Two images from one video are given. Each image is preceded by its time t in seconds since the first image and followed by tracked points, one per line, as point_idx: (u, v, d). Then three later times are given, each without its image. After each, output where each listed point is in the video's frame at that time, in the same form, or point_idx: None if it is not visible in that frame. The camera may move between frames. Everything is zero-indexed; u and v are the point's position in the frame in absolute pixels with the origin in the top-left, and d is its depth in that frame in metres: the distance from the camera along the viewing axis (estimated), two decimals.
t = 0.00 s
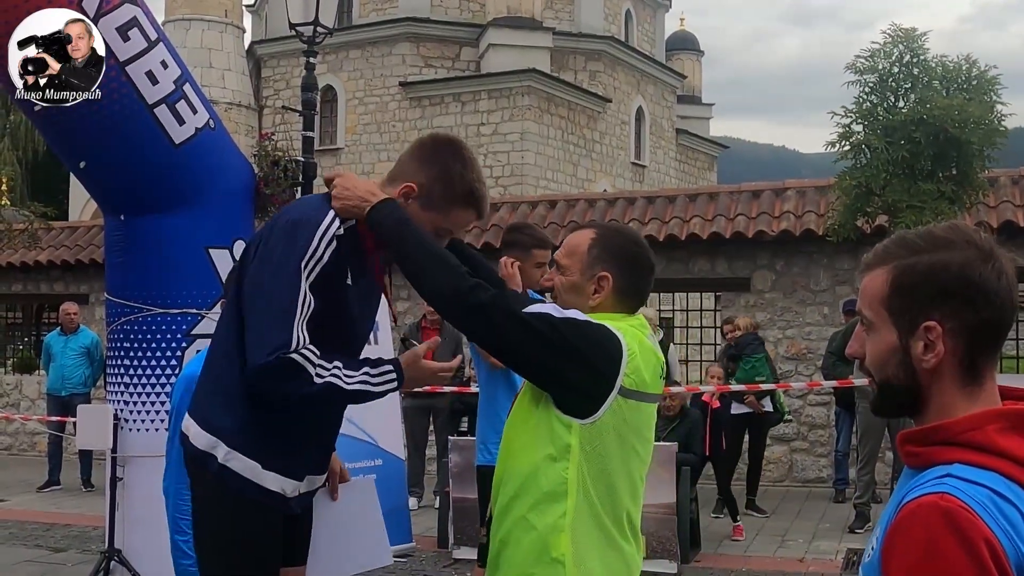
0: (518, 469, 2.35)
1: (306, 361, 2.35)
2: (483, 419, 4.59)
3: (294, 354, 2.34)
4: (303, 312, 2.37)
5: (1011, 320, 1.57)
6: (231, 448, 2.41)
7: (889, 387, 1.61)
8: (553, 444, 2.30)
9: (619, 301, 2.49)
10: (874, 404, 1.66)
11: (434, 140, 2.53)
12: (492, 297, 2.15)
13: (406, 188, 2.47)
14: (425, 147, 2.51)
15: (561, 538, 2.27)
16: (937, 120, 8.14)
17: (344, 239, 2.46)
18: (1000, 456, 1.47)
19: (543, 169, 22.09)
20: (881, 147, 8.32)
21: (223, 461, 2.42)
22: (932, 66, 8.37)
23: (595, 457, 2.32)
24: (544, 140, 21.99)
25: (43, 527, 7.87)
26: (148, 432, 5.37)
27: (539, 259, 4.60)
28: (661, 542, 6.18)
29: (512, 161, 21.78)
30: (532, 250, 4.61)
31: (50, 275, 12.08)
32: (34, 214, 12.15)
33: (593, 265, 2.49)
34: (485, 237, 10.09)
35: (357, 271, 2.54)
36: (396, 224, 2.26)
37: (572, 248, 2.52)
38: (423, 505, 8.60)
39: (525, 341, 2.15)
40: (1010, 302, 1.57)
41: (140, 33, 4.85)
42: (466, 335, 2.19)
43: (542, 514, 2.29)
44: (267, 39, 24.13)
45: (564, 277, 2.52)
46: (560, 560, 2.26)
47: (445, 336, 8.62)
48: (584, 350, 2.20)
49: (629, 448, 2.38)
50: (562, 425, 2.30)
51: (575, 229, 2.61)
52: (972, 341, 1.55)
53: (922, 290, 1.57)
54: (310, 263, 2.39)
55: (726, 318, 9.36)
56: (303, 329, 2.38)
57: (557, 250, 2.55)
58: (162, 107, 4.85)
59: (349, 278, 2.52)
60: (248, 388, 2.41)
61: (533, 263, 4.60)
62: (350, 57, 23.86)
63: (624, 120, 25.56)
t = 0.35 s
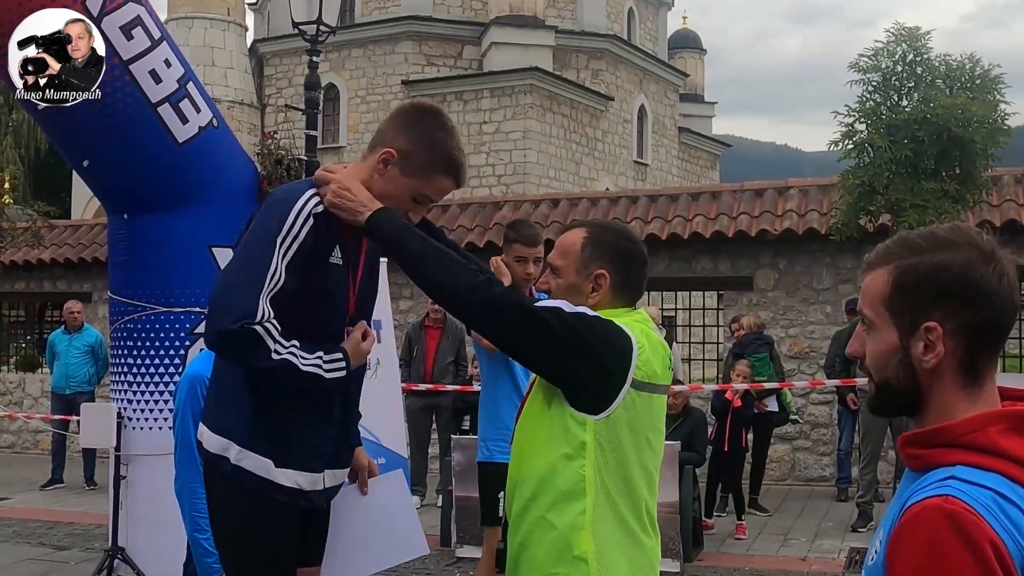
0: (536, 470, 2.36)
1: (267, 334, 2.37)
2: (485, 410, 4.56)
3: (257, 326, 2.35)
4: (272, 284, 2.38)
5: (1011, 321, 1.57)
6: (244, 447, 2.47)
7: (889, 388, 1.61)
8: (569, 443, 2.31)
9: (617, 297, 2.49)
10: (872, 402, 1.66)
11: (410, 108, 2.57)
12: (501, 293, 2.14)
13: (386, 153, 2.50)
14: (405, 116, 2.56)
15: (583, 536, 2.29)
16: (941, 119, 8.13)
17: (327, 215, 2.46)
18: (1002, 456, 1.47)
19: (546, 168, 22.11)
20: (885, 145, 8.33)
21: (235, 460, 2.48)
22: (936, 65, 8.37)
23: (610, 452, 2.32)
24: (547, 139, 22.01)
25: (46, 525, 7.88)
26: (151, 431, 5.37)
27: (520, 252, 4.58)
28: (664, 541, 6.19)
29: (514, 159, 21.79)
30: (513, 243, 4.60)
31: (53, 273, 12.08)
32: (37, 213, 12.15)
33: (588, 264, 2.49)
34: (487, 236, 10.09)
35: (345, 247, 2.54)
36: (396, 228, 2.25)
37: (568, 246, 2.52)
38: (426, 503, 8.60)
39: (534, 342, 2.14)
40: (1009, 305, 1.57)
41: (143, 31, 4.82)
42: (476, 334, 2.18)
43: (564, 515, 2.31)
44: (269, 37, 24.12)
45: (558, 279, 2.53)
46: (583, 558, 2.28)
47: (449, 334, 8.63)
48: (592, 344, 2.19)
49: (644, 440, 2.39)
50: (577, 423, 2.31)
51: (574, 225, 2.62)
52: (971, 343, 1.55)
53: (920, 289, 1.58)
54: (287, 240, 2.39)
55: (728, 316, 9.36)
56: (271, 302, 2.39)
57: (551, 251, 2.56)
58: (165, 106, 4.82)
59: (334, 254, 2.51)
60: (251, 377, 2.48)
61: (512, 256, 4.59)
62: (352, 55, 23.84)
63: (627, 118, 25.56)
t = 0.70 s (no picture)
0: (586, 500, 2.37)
1: (229, 311, 2.48)
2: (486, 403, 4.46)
3: (217, 304, 2.47)
4: (232, 263, 2.52)
5: (1004, 320, 1.57)
6: (218, 437, 2.54)
7: (881, 384, 1.62)
8: (620, 465, 2.32)
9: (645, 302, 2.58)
10: (866, 397, 1.66)
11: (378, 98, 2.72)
12: (552, 396, 2.25)
13: (351, 142, 2.67)
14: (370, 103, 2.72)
15: (641, 551, 2.30)
16: (942, 118, 8.13)
17: (284, 200, 2.64)
18: (995, 455, 1.48)
19: (546, 166, 22.11)
20: (886, 144, 8.32)
21: (212, 449, 2.56)
22: (937, 64, 8.37)
23: (658, 467, 2.35)
24: (547, 137, 22.01)
25: (47, 523, 7.89)
26: (154, 428, 5.39)
27: (516, 246, 4.57)
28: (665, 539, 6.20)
29: (515, 158, 21.79)
30: (508, 236, 4.60)
31: (55, 271, 12.10)
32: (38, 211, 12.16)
33: (624, 269, 2.52)
34: (488, 234, 10.10)
35: (313, 233, 2.68)
36: (445, 344, 2.29)
37: (596, 252, 2.51)
38: (427, 501, 8.61)
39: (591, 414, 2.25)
40: (1002, 305, 1.56)
41: (145, 29, 4.81)
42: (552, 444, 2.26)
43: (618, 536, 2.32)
44: (271, 35, 24.12)
45: (594, 286, 2.50)
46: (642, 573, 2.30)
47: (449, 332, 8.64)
48: (641, 382, 2.28)
49: (683, 449, 2.44)
50: (627, 445, 2.32)
51: (575, 230, 2.61)
52: (965, 339, 1.54)
53: (915, 284, 1.57)
54: (248, 219, 2.55)
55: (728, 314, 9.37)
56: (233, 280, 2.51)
57: (582, 259, 2.52)
58: (167, 104, 4.83)
59: (301, 239, 2.65)
60: (223, 364, 2.59)
61: (508, 250, 4.60)
62: (353, 54, 23.82)
63: (628, 117, 25.54)
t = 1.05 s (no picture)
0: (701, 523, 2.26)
1: (203, 302, 2.51)
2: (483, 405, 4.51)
3: (190, 295, 2.51)
4: (204, 255, 2.56)
5: (996, 312, 1.57)
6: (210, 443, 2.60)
7: (867, 375, 1.62)
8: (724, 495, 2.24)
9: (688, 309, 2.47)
10: (854, 389, 1.66)
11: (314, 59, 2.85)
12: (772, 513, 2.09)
13: (302, 111, 2.77)
14: (306, 72, 2.81)
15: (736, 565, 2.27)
16: (944, 114, 8.16)
17: (255, 187, 2.68)
18: (984, 451, 1.46)
19: (548, 162, 22.10)
20: (888, 140, 8.33)
21: (206, 456, 2.62)
22: (940, 59, 8.40)
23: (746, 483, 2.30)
24: (549, 133, 21.99)
25: (49, 518, 7.89)
26: (154, 424, 5.38)
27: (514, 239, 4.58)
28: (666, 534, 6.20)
29: (517, 154, 21.77)
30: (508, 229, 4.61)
31: (56, 267, 12.10)
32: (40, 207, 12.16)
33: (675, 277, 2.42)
34: (489, 230, 10.10)
35: (289, 218, 2.73)
36: None
37: (659, 269, 2.36)
38: (428, 496, 8.62)
39: (780, 506, 2.10)
40: (991, 303, 1.56)
41: (146, 24, 4.79)
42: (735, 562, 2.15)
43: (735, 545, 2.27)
44: (272, 31, 24.09)
45: (657, 303, 2.35)
46: None
47: (450, 328, 8.64)
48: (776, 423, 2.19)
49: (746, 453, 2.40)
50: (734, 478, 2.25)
51: (618, 240, 2.39)
52: (953, 334, 1.54)
53: (902, 276, 1.58)
54: (217, 211, 2.58)
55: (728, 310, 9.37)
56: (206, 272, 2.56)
57: (649, 280, 2.34)
58: (168, 100, 4.83)
59: (278, 223, 2.70)
60: (202, 356, 2.63)
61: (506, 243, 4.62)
62: (355, 49, 23.77)
63: (629, 113, 25.52)
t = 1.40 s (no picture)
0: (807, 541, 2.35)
1: (167, 331, 2.43)
2: (480, 403, 4.39)
3: (155, 318, 2.43)
4: (172, 262, 2.47)
5: (985, 309, 1.53)
6: (180, 449, 2.57)
7: (855, 366, 1.59)
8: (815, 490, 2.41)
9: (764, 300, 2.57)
10: (843, 381, 1.63)
11: (261, 35, 2.76)
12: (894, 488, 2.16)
13: (250, 90, 2.69)
14: (249, 51, 2.73)
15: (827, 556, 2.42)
16: (946, 109, 8.15)
17: (222, 182, 2.58)
18: (966, 448, 1.42)
19: (550, 157, 22.08)
20: (890, 135, 8.32)
21: (177, 462, 2.59)
22: (942, 54, 8.41)
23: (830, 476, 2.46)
24: (550, 128, 21.98)
25: (52, 513, 7.90)
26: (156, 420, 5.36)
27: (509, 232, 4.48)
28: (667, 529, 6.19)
29: (518, 148, 21.76)
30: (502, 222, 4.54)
31: (58, 262, 12.10)
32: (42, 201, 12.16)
33: (745, 276, 2.46)
34: (491, 225, 10.09)
35: (258, 212, 2.65)
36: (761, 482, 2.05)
37: (721, 270, 2.40)
38: (430, 491, 8.62)
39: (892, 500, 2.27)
40: (981, 302, 1.52)
41: (148, 19, 4.81)
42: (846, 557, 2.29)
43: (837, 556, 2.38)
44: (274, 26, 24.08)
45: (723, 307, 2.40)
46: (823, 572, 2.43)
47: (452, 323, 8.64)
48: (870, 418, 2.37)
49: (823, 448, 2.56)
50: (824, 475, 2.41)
51: (685, 242, 2.45)
52: (943, 332, 1.50)
53: (896, 268, 1.53)
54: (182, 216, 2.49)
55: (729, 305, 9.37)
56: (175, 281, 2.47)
57: (715, 284, 2.39)
58: (170, 94, 4.82)
59: (248, 219, 2.62)
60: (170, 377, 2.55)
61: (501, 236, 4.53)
62: (356, 44, 23.76)
63: (631, 108, 25.50)
